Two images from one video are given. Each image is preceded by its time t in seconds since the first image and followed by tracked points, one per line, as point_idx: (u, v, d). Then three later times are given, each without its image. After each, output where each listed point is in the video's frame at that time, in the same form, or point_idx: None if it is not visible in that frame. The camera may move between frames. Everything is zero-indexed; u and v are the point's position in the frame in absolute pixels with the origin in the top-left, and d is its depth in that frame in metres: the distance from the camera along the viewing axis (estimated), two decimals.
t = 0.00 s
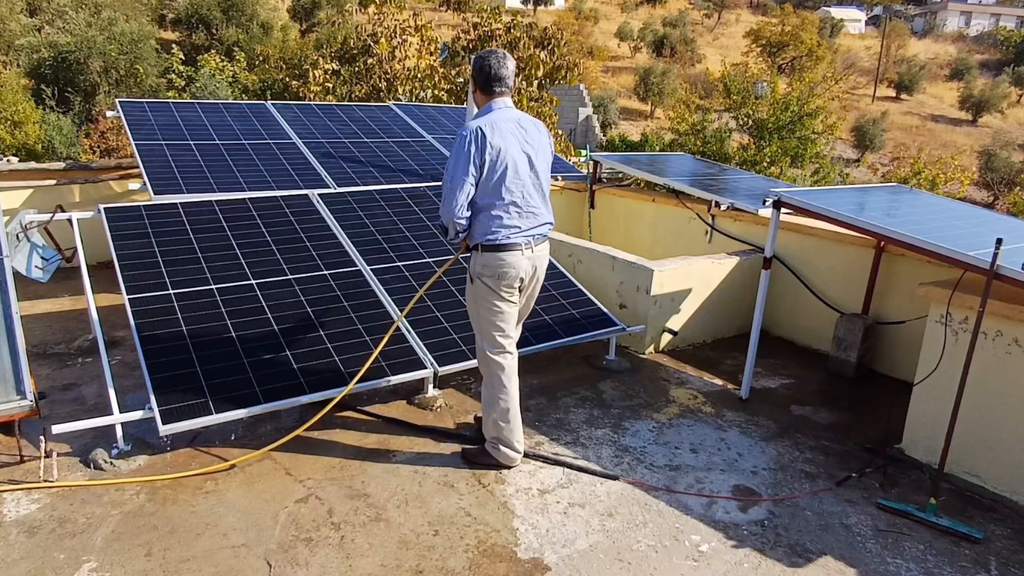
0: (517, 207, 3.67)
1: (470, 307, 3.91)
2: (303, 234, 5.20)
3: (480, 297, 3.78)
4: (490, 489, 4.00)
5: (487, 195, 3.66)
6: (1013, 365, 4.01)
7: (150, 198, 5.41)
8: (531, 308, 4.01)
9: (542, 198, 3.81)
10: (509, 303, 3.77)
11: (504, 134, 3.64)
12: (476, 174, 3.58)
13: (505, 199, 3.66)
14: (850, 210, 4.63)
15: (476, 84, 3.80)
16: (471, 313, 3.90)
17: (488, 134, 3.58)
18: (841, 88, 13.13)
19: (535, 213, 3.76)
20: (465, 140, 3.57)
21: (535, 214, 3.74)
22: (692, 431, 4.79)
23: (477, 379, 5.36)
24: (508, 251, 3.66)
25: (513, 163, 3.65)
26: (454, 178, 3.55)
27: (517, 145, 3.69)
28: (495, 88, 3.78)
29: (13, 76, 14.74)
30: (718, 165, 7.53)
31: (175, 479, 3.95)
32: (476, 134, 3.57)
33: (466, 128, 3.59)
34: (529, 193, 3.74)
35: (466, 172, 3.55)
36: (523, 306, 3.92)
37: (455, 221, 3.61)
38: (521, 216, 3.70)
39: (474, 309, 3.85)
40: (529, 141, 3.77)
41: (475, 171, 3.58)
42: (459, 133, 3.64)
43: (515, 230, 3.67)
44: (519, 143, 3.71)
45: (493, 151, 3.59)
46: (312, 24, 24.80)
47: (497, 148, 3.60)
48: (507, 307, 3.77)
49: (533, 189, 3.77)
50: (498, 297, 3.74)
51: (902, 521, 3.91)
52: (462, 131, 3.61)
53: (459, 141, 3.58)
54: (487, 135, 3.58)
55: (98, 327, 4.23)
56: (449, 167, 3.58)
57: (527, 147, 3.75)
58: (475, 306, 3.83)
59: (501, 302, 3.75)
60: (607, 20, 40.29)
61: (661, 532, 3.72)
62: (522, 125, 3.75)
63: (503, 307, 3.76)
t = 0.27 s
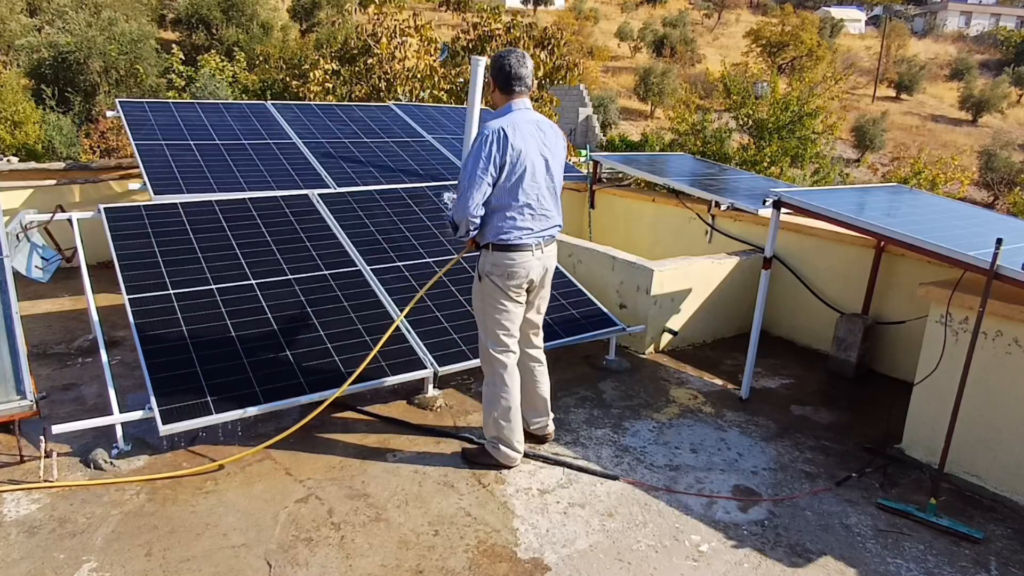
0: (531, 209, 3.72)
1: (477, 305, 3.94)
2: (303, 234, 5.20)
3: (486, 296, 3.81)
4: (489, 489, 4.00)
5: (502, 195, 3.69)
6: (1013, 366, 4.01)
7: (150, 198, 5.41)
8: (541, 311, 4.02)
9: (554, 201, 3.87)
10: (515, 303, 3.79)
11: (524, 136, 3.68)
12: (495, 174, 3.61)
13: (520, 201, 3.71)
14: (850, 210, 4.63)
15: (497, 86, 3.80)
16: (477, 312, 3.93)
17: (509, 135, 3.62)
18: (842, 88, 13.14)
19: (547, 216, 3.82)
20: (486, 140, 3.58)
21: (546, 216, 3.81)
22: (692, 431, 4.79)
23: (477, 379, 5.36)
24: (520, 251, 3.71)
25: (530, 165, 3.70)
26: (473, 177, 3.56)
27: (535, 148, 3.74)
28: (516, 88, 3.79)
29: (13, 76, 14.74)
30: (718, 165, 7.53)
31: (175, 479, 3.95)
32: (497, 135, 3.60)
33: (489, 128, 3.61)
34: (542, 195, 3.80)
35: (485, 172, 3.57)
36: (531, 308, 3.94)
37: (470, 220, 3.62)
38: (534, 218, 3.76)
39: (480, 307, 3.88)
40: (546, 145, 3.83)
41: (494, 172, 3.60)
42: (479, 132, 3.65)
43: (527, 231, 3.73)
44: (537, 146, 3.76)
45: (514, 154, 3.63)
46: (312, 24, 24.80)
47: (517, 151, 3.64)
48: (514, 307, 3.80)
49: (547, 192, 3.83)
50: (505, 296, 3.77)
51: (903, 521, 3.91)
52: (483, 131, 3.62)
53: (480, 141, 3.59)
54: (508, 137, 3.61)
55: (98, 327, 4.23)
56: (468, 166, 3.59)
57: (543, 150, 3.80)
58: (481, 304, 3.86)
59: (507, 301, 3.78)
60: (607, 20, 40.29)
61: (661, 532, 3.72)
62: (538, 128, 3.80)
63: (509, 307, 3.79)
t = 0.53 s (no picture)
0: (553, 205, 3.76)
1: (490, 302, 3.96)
2: (303, 234, 5.19)
3: (501, 293, 3.84)
4: (489, 489, 4.00)
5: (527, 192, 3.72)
6: (1013, 366, 4.01)
7: (150, 198, 5.41)
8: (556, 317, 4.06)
9: (574, 196, 3.93)
10: (529, 303, 3.82)
11: (545, 133, 3.74)
12: (523, 170, 3.64)
13: (543, 196, 3.75)
14: (850, 210, 4.63)
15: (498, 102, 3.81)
16: (489, 309, 3.95)
17: (532, 132, 3.67)
18: (842, 88, 13.14)
19: (568, 210, 3.87)
20: (511, 137, 3.62)
21: (568, 211, 3.86)
22: (692, 431, 4.79)
23: (477, 379, 5.36)
24: (544, 248, 3.75)
25: (553, 161, 3.75)
26: (502, 174, 3.57)
27: (555, 145, 3.80)
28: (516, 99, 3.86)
29: (13, 76, 14.74)
30: (718, 165, 7.53)
31: (175, 479, 3.95)
32: (520, 132, 3.64)
33: (513, 126, 3.66)
34: (563, 191, 3.85)
35: (514, 167, 3.59)
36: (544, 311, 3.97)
37: (500, 217, 3.62)
38: (557, 213, 3.80)
39: (493, 304, 3.90)
40: (563, 142, 3.90)
41: (522, 168, 3.63)
42: (501, 131, 3.68)
43: (552, 226, 3.77)
44: (556, 143, 3.82)
45: (538, 149, 3.68)
46: (312, 24, 24.79)
47: (541, 147, 3.69)
48: (527, 308, 3.83)
49: (567, 188, 3.89)
50: (520, 296, 3.80)
51: (902, 521, 3.91)
52: (507, 128, 3.66)
53: (504, 138, 3.62)
54: (531, 133, 3.66)
55: (98, 328, 4.22)
56: (496, 163, 3.60)
57: (561, 147, 3.87)
58: (494, 301, 3.88)
59: (521, 301, 3.80)
60: (607, 20, 40.28)
61: (661, 532, 3.71)
62: (554, 125, 3.87)
63: (523, 307, 3.82)
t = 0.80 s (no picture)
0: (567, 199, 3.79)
1: (512, 302, 3.95)
2: (303, 234, 5.19)
3: (527, 294, 3.83)
4: (490, 489, 4.00)
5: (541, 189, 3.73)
6: (1013, 366, 4.01)
7: (150, 198, 5.41)
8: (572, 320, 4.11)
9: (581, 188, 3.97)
10: (555, 305, 3.85)
11: (547, 129, 3.77)
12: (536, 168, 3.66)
13: (557, 191, 3.78)
14: (851, 210, 4.63)
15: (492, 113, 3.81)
16: (512, 309, 3.94)
17: (536, 128, 3.69)
18: (842, 88, 13.15)
19: (580, 202, 3.91)
20: (517, 136, 3.63)
21: (580, 203, 3.90)
22: (692, 431, 4.79)
23: (477, 379, 5.36)
24: (566, 244, 3.78)
25: (561, 155, 3.78)
26: (517, 174, 3.57)
27: (558, 139, 3.83)
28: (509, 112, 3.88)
29: (13, 76, 14.74)
30: (718, 165, 7.53)
31: (175, 479, 3.95)
32: (525, 130, 3.66)
33: (517, 125, 3.67)
34: (574, 185, 3.89)
35: (527, 166, 3.60)
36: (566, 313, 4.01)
37: (522, 216, 3.63)
38: (572, 206, 3.83)
39: (519, 304, 3.89)
40: (563, 136, 3.94)
41: (534, 165, 3.65)
42: (505, 132, 3.69)
43: (570, 220, 3.80)
44: (558, 138, 3.85)
45: (545, 145, 3.70)
46: (312, 24, 24.77)
47: (548, 142, 3.71)
48: (553, 310, 3.86)
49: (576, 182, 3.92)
50: (548, 297, 3.82)
51: (903, 521, 3.91)
52: (511, 129, 3.67)
53: (511, 138, 3.63)
54: (535, 130, 3.69)
55: (98, 328, 4.22)
56: (508, 164, 3.60)
57: (564, 141, 3.90)
58: (519, 301, 3.88)
59: (548, 302, 3.83)
60: (607, 20, 40.27)
61: (661, 532, 3.72)
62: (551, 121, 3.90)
63: (549, 308, 3.84)
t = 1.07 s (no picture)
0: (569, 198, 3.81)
1: (511, 301, 3.94)
2: (303, 234, 5.19)
3: (526, 292, 3.84)
4: (490, 489, 4.00)
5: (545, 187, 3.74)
6: (1013, 366, 4.01)
7: (150, 198, 5.41)
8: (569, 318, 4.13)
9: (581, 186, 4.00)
10: (555, 303, 3.86)
11: (555, 127, 3.79)
12: (542, 166, 3.66)
13: (562, 189, 3.80)
14: (851, 210, 4.63)
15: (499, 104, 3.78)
16: (511, 307, 3.93)
17: (544, 126, 3.70)
18: (842, 88, 13.14)
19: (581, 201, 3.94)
20: (527, 133, 3.63)
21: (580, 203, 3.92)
22: (692, 431, 4.79)
23: (477, 379, 5.35)
24: (567, 243, 3.80)
25: (567, 154, 3.81)
26: (526, 170, 3.57)
27: (564, 138, 3.85)
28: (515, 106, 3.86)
29: (13, 76, 14.74)
30: (718, 165, 7.53)
31: (175, 479, 3.95)
32: (534, 127, 3.67)
33: (525, 124, 3.67)
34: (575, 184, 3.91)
35: (536, 163, 3.60)
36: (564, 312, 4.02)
37: (526, 212, 3.63)
38: (574, 205, 3.86)
39: (518, 303, 3.89)
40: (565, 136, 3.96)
41: (541, 164, 3.65)
42: (514, 128, 3.68)
43: (572, 219, 3.82)
44: (564, 136, 3.87)
45: (553, 143, 3.72)
46: (312, 24, 24.75)
47: (555, 140, 3.73)
48: (552, 307, 3.87)
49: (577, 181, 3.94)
50: (548, 295, 3.83)
51: (902, 521, 3.91)
52: (520, 126, 3.67)
53: (521, 135, 3.63)
54: (544, 128, 3.70)
55: (98, 328, 4.22)
56: (517, 159, 3.59)
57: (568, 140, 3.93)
58: (518, 299, 3.87)
59: (548, 300, 3.83)
60: (607, 20, 40.27)
61: (661, 532, 3.72)
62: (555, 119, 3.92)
63: (549, 306, 3.85)
